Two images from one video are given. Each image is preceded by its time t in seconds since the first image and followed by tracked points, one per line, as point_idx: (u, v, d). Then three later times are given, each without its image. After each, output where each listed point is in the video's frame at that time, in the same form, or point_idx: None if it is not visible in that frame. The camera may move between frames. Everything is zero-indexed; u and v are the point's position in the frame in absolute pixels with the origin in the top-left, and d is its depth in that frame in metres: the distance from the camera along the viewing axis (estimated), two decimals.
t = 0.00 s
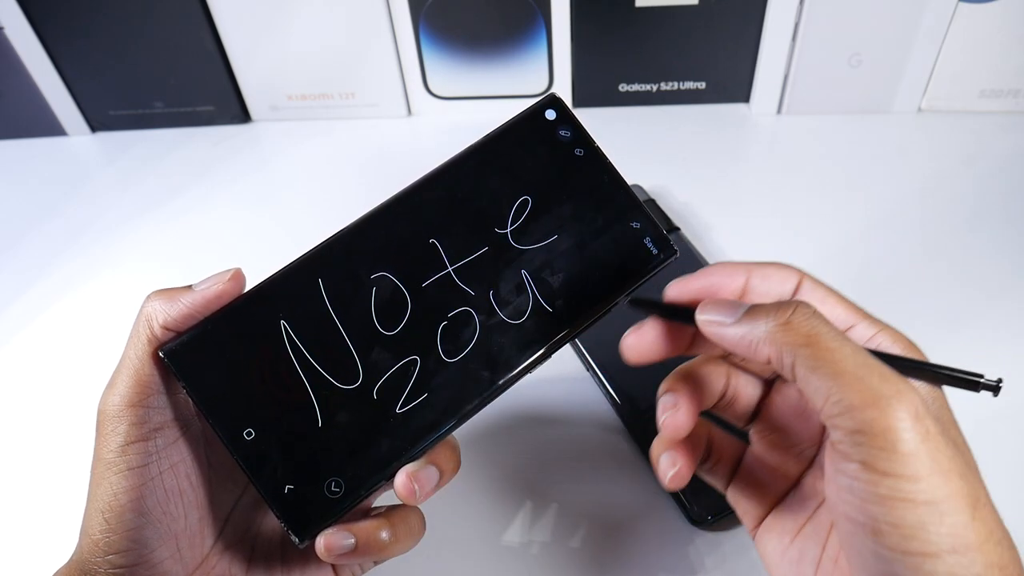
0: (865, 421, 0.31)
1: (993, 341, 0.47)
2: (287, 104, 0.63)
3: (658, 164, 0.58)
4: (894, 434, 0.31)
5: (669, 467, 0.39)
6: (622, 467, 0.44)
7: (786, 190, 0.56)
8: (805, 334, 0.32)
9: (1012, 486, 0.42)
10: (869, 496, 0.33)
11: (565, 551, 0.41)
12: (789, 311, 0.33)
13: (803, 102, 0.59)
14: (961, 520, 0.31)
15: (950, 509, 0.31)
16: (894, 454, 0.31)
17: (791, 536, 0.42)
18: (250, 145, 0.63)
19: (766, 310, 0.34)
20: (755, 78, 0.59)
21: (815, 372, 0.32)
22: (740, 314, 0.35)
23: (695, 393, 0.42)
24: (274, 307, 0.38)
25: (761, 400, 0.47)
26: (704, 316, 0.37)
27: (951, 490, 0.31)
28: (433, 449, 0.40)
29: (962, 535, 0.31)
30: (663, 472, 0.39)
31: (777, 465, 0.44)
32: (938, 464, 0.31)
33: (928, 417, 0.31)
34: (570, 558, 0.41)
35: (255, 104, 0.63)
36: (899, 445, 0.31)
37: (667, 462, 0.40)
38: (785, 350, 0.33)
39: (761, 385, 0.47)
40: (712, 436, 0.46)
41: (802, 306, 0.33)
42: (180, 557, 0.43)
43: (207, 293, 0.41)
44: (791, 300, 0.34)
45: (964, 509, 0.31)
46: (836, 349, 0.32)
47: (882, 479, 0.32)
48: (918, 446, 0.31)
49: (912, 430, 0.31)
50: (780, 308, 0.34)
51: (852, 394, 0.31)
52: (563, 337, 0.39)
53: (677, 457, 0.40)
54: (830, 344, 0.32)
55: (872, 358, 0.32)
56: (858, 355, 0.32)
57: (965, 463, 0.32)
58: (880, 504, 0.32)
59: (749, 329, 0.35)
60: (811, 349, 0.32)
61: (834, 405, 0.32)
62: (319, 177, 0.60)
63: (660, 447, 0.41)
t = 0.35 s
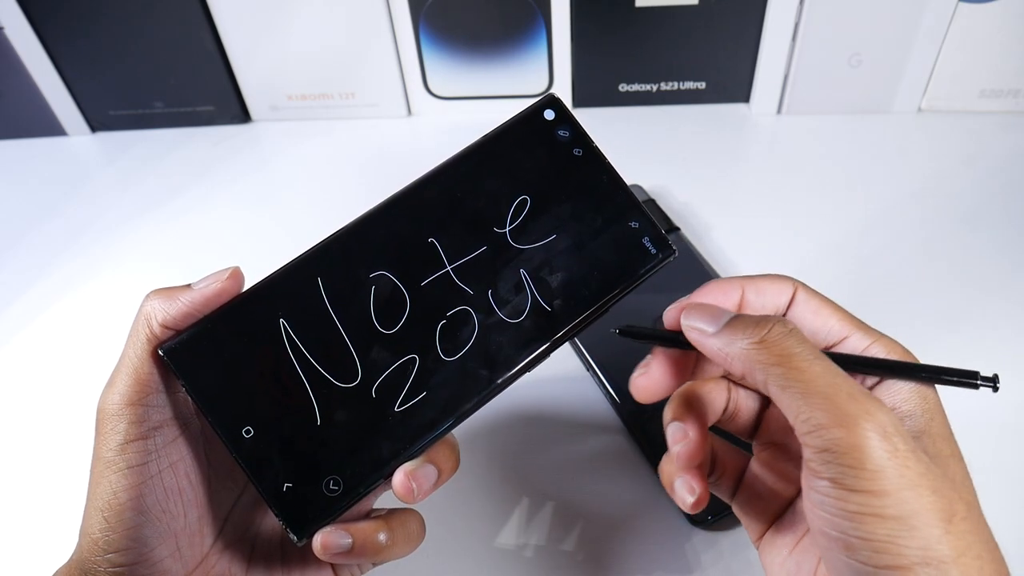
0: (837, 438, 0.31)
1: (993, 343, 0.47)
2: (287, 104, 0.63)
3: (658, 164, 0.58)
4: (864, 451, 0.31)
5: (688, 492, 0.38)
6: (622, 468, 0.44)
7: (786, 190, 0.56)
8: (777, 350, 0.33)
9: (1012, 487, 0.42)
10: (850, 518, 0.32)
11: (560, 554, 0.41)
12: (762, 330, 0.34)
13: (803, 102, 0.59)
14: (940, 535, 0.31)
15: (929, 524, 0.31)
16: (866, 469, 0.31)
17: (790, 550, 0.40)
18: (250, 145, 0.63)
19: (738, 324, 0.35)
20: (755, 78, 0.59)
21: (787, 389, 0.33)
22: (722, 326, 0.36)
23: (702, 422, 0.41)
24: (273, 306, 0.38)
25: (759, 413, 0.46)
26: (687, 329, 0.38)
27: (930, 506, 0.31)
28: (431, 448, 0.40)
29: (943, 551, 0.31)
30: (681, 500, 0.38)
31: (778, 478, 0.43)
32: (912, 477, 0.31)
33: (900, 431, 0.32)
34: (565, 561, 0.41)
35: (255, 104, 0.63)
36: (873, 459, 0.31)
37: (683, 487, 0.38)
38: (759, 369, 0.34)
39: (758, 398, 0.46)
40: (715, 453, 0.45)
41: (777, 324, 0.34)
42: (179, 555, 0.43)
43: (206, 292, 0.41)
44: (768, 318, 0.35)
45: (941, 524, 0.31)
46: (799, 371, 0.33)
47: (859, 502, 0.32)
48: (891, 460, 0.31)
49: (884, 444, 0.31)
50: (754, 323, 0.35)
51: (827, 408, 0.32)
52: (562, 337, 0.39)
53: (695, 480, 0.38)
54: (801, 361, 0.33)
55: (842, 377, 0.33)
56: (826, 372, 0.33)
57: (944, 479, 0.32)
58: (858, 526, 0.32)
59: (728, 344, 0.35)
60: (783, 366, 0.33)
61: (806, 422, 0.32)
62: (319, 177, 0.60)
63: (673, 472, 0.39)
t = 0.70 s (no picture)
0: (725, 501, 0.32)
1: (993, 343, 0.47)
2: (287, 104, 0.63)
3: (658, 164, 0.58)
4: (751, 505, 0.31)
5: (633, 523, 0.40)
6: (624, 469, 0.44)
7: (786, 190, 0.56)
8: (646, 417, 0.32)
9: (1012, 487, 0.42)
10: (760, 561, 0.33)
11: (561, 556, 0.41)
12: (627, 399, 0.33)
13: (803, 102, 0.59)
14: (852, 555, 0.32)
15: (840, 547, 0.32)
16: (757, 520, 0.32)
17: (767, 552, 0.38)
18: (250, 145, 0.63)
19: (600, 391, 0.33)
20: (755, 78, 0.59)
21: (667, 456, 0.32)
22: (589, 388, 0.33)
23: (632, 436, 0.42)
24: (275, 308, 0.38)
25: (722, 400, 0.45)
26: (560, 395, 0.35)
27: (835, 535, 0.32)
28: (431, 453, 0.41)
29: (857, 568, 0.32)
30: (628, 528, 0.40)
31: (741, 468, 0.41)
32: (807, 510, 0.32)
33: (782, 467, 0.32)
34: (566, 563, 0.41)
35: (255, 104, 0.63)
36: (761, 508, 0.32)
37: (629, 517, 0.40)
38: (631, 439, 0.33)
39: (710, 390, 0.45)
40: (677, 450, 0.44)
41: (637, 387, 0.33)
42: (179, 556, 0.43)
43: (205, 293, 0.41)
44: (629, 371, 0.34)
45: (850, 546, 0.32)
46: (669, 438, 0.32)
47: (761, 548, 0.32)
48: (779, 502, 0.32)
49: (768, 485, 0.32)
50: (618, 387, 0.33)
51: (710, 473, 0.32)
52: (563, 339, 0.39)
53: (636, 509, 0.40)
54: (673, 427, 0.32)
55: (713, 426, 0.33)
56: (694, 428, 0.32)
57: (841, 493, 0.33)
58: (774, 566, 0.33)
59: (599, 408, 0.33)
60: (655, 435, 0.32)
61: (691, 488, 0.32)
62: (319, 177, 0.60)
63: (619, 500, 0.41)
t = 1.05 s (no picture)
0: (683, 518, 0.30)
1: (993, 343, 0.47)
2: (287, 104, 0.63)
3: (657, 164, 0.58)
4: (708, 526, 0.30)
5: (594, 531, 0.39)
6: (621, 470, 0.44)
7: (786, 190, 0.56)
8: (619, 418, 0.32)
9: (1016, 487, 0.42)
10: None
11: (560, 555, 0.41)
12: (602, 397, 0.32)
13: (803, 102, 0.59)
14: None
15: None
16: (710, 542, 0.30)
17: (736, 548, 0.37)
18: (250, 145, 0.63)
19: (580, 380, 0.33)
20: (755, 78, 0.59)
21: (638, 456, 0.31)
22: (572, 378, 0.33)
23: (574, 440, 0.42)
24: (272, 308, 0.38)
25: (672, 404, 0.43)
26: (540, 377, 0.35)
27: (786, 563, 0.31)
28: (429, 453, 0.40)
29: None
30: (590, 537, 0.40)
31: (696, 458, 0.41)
32: (761, 536, 0.31)
33: (744, 488, 0.31)
34: (565, 562, 0.41)
35: (254, 104, 0.63)
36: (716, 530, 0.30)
37: (591, 525, 0.40)
38: (603, 435, 0.32)
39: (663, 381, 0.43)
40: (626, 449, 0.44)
41: (618, 385, 0.32)
42: (178, 555, 0.43)
43: (204, 295, 0.41)
44: (611, 368, 0.33)
45: None
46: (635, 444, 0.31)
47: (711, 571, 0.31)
48: (734, 525, 0.30)
49: (729, 500, 0.31)
50: (595, 382, 0.32)
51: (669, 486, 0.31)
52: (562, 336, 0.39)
53: (593, 517, 0.40)
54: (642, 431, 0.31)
55: (685, 435, 0.32)
56: (667, 434, 0.31)
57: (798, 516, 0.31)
58: None
59: (577, 399, 0.33)
60: (626, 435, 0.32)
61: (650, 501, 0.31)
62: (319, 177, 0.60)
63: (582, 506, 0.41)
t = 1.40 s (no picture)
0: (677, 512, 0.31)
1: (993, 343, 0.47)
2: (287, 104, 0.63)
3: (658, 164, 0.58)
4: (704, 521, 0.31)
5: (605, 512, 0.40)
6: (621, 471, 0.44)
7: (786, 190, 0.56)
8: (611, 411, 0.32)
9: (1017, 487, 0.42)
10: None
11: (560, 555, 0.41)
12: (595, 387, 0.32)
13: (803, 102, 0.59)
14: None
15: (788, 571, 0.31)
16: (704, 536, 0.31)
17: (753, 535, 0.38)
18: (250, 145, 0.63)
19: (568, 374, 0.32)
20: (755, 78, 0.59)
21: (631, 450, 0.31)
22: (559, 370, 0.32)
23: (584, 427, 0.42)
24: (273, 310, 0.38)
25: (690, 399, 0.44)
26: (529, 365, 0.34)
27: (784, 558, 0.31)
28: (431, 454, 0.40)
29: None
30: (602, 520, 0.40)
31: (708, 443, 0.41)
32: (758, 532, 0.31)
33: (741, 483, 0.31)
34: (565, 563, 0.41)
35: (254, 104, 0.63)
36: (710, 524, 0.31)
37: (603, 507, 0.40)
38: (596, 429, 0.32)
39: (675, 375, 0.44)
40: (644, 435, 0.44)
41: (608, 376, 0.32)
42: (178, 556, 0.43)
43: (205, 297, 0.41)
44: (602, 359, 0.33)
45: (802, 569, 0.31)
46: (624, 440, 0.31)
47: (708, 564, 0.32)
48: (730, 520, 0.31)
49: (723, 497, 0.31)
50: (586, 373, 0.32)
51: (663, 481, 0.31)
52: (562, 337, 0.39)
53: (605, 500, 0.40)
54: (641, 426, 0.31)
55: (680, 429, 0.31)
56: (659, 429, 0.31)
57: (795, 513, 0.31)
58: None
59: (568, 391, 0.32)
60: (620, 430, 0.31)
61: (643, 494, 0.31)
62: (319, 177, 0.60)
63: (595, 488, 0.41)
